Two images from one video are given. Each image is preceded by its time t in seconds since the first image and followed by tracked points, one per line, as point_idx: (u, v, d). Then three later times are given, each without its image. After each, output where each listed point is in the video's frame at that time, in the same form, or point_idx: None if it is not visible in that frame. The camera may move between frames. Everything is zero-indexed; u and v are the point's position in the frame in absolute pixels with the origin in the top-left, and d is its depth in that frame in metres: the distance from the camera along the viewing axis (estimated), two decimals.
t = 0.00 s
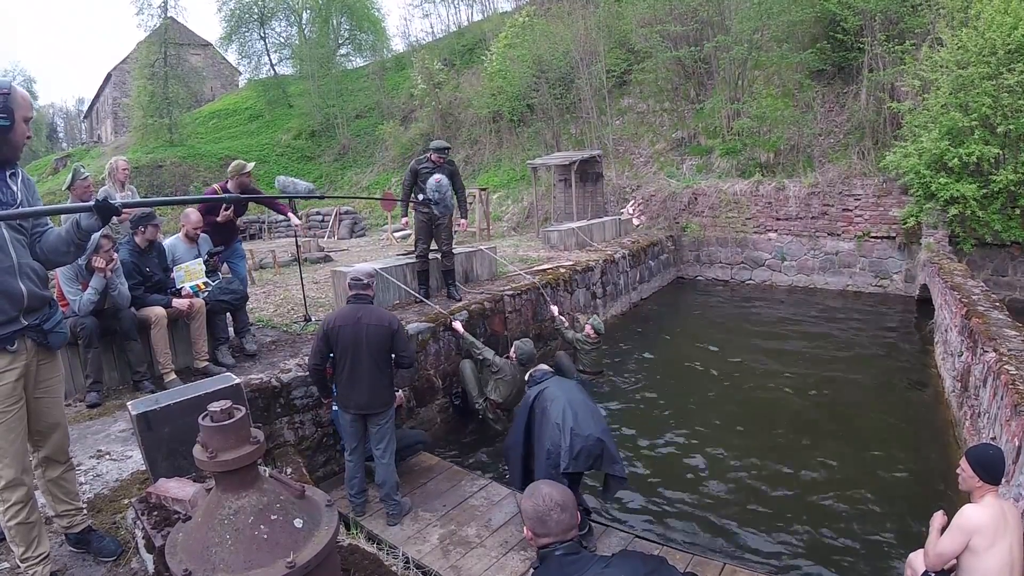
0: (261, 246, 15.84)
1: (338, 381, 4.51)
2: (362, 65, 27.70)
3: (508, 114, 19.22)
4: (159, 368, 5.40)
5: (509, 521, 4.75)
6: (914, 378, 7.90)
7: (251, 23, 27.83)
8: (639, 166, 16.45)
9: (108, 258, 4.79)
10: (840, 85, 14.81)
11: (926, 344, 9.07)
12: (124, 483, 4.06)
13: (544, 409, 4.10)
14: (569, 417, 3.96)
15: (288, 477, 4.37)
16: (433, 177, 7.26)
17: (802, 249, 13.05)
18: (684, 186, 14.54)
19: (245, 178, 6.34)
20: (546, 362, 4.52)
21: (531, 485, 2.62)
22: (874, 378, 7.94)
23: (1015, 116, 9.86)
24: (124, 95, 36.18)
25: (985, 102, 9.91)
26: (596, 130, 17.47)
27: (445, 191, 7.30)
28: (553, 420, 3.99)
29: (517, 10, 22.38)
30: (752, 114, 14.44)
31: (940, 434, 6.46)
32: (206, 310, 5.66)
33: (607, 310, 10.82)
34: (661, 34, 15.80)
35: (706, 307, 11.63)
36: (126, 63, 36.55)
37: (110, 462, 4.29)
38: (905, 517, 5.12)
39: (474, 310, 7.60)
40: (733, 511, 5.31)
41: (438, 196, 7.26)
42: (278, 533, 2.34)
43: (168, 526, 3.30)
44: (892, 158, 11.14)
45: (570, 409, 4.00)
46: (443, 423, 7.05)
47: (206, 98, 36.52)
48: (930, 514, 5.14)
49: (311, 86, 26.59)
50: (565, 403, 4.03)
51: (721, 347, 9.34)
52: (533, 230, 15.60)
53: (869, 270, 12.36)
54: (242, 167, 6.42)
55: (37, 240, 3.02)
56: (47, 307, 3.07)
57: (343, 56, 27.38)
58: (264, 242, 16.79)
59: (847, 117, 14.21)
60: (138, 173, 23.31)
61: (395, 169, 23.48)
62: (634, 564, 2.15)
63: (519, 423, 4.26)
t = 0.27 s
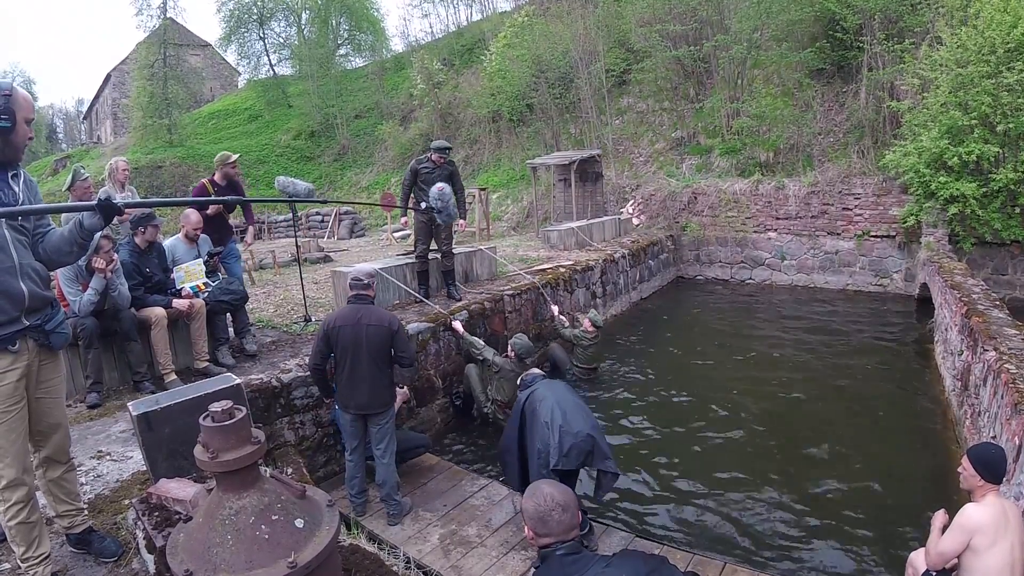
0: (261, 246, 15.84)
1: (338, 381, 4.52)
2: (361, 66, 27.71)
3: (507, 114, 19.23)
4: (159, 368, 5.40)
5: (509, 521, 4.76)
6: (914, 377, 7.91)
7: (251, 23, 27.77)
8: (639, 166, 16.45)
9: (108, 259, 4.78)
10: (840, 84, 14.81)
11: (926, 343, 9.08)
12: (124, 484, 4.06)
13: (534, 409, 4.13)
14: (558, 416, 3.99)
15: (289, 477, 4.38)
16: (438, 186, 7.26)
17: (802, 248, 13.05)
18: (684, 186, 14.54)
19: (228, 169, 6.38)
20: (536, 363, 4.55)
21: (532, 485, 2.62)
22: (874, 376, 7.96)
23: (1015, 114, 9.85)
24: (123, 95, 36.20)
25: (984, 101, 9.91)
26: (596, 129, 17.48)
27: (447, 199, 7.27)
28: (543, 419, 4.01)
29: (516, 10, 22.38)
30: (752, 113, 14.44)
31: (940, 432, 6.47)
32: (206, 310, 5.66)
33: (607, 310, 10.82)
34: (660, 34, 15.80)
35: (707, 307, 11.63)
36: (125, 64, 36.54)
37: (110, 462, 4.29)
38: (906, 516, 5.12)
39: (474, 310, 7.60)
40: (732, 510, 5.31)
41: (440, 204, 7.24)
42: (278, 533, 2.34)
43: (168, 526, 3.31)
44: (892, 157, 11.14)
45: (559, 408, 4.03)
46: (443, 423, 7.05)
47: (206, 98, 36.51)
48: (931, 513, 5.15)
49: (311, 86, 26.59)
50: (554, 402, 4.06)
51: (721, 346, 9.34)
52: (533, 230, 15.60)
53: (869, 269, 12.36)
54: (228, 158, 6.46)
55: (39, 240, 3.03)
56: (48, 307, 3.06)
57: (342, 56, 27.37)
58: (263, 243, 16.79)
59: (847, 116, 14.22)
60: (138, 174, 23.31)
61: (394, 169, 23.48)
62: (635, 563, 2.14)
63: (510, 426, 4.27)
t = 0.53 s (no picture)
0: (261, 245, 15.83)
1: (339, 380, 4.52)
2: (362, 64, 27.69)
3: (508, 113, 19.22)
4: (160, 366, 5.41)
5: (509, 519, 4.75)
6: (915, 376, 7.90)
7: (251, 22, 27.69)
8: (640, 165, 16.44)
9: (109, 257, 4.79)
10: (840, 83, 14.79)
11: (927, 342, 9.07)
12: (124, 482, 4.06)
13: (529, 409, 4.14)
14: (553, 415, 3.99)
15: (289, 475, 4.37)
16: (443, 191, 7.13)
17: (802, 247, 13.04)
18: (685, 185, 14.53)
19: (210, 160, 6.63)
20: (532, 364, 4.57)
21: (532, 483, 2.62)
22: (875, 375, 7.97)
23: (1016, 113, 9.84)
24: (123, 94, 36.21)
25: (985, 100, 9.90)
26: (596, 128, 17.47)
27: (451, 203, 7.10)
28: (537, 420, 4.02)
29: (517, 9, 22.35)
30: (753, 112, 14.43)
31: (941, 431, 6.48)
32: (207, 308, 5.66)
33: (608, 309, 10.81)
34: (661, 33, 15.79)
35: (707, 306, 11.62)
36: (125, 63, 36.51)
37: (111, 460, 4.30)
38: (906, 515, 5.11)
39: (474, 308, 7.59)
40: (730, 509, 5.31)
41: (445, 209, 7.06)
42: (279, 531, 2.34)
43: (169, 524, 3.31)
44: (893, 156, 11.12)
45: (554, 408, 4.04)
46: (444, 422, 7.05)
47: (206, 97, 36.51)
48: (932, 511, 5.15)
49: (311, 85, 26.59)
50: (548, 401, 4.08)
51: (721, 345, 9.34)
52: (533, 229, 15.59)
53: (870, 268, 12.36)
54: (207, 151, 6.66)
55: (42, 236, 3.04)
56: (49, 304, 3.06)
57: (343, 55, 27.36)
58: (264, 242, 16.79)
59: (847, 115, 14.20)
60: (138, 172, 23.31)
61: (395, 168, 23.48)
62: (636, 562, 2.14)
63: (506, 428, 4.27)
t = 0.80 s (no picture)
0: (262, 245, 15.85)
1: (339, 380, 4.53)
2: (362, 64, 27.70)
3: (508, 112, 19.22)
4: (161, 367, 5.40)
5: (510, 519, 4.75)
6: (916, 374, 7.90)
7: (251, 22, 27.59)
8: (640, 163, 16.44)
9: (109, 258, 4.78)
10: (840, 82, 14.78)
11: (928, 341, 9.06)
12: (125, 483, 4.06)
13: (528, 413, 4.14)
14: (552, 420, 3.98)
15: (290, 475, 4.37)
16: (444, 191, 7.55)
17: (802, 246, 13.04)
18: (685, 183, 14.52)
19: (198, 160, 6.76)
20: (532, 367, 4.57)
21: (532, 483, 2.62)
22: (876, 372, 7.97)
23: (1016, 111, 9.82)
24: (123, 95, 36.26)
25: (985, 98, 9.88)
26: (596, 127, 17.47)
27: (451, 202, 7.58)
28: (536, 424, 4.02)
29: (516, 8, 22.34)
30: (753, 111, 14.42)
31: (942, 429, 6.48)
32: (207, 308, 5.66)
33: (608, 308, 10.81)
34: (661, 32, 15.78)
35: (708, 304, 11.61)
36: (125, 64, 36.54)
37: (112, 461, 4.30)
38: (909, 514, 5.10)
39: (475, 308, 7.59)
40: (730, 508, 5.30)
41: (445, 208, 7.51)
42: (279, 531, 2.34)
43: (170, 525, 3.31)
44: (893, 154, 11.11)
45: (553, 412, 4.03)
46: (444, 422, 7.05)
47: (206, 98, 36.54)
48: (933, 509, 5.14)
49: (311, 85, 26.59)
50: (547, 406, 4.08)
51: (723, 344, 9.33)
52: (533, 228, 15.59)
53: (870, 267, 12.35)
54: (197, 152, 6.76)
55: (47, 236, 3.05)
56: (53, 304, 3.07)
57: (343, 55, 27.35)
58: (264, 242, 16.80)
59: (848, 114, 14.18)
60: (138, 173, 23.33)
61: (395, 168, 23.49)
62: (635, 561, 2.14)
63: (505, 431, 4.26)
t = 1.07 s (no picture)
0: (262, 243, 15.84)
1: (339, 378, 4.52)
2: (361, 62, 27.66)
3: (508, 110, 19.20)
4: (160, 365, 5.39)
5: (510, 517, 4.75)
6: (916, 372, 7.90)
7: (250, 20, 27.47)
8: (640, 161, 16.42)
9: (108, 256, 4.77)
10: (840, 80, 14.75)
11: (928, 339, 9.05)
12: (125, 481, 4.06)
13: (527, 416, 4.14)
14: (550, 424, 3.97)
15: (289, 473, 4.37)
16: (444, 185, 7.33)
17: (803, 244, 13.02)
18: (685, 181, 14.51)
19: (192, 159, 6.77)
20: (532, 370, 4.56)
21: (531, 481, 2.62)
22: (877, 370, 7.99)
23: (1016, 109, 9.80)
24: (123, 93, 36.23)
25: (986, 96, 9.87)
26: (596, 125, 17.46)
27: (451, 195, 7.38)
28: (534, 427, 4.01)
29: (517, 6, 22.31)
30: (753, 109, 14.40)
31: (942, 427, 6.48)
32: (207, 307, 5.64)
33: (608, 306, 10.80)
34: (661, 30, 15.76)
35: (708, 303, 11.60)
36: (125, 62, 36.50)
37: (112, 459, 4.30)
38: (909, 512, 5.09)
39: (475, 306, 7.59)
40: (728, 506, 5.30)
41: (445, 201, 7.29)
42: (279, 529, 2.34)
43: (170, 523, 3.31)
44: (893, 153, 11.09)
45: (551, 416, 4.02)
46: (445, 420, 7.05)
47: (206, 96, 36.50)
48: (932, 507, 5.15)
49: (311, 83, 26.57)
50: (546, 409, 4.07)
51: (723, 342, 9.31)
52: (533, 226, 15.58)
53: (870, 265, 12.34)
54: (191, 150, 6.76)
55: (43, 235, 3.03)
56: (50, 302, 3.07)
57: (342, 53, 27.30)
58: (264, 240, 16.79)
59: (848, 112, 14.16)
60: (138, 171, 23.32)
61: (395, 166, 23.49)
62: (635, 559, 2.14)
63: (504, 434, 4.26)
